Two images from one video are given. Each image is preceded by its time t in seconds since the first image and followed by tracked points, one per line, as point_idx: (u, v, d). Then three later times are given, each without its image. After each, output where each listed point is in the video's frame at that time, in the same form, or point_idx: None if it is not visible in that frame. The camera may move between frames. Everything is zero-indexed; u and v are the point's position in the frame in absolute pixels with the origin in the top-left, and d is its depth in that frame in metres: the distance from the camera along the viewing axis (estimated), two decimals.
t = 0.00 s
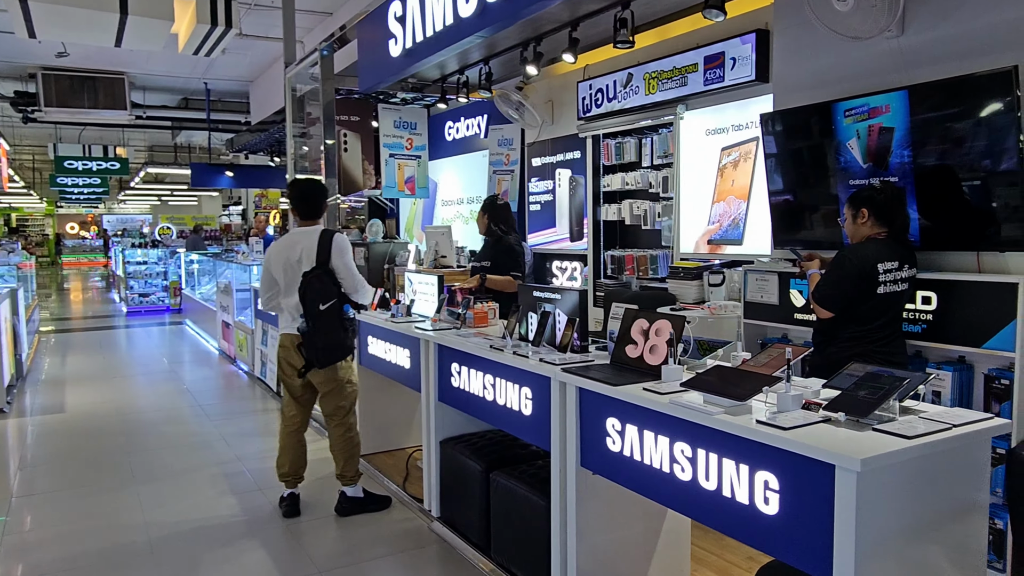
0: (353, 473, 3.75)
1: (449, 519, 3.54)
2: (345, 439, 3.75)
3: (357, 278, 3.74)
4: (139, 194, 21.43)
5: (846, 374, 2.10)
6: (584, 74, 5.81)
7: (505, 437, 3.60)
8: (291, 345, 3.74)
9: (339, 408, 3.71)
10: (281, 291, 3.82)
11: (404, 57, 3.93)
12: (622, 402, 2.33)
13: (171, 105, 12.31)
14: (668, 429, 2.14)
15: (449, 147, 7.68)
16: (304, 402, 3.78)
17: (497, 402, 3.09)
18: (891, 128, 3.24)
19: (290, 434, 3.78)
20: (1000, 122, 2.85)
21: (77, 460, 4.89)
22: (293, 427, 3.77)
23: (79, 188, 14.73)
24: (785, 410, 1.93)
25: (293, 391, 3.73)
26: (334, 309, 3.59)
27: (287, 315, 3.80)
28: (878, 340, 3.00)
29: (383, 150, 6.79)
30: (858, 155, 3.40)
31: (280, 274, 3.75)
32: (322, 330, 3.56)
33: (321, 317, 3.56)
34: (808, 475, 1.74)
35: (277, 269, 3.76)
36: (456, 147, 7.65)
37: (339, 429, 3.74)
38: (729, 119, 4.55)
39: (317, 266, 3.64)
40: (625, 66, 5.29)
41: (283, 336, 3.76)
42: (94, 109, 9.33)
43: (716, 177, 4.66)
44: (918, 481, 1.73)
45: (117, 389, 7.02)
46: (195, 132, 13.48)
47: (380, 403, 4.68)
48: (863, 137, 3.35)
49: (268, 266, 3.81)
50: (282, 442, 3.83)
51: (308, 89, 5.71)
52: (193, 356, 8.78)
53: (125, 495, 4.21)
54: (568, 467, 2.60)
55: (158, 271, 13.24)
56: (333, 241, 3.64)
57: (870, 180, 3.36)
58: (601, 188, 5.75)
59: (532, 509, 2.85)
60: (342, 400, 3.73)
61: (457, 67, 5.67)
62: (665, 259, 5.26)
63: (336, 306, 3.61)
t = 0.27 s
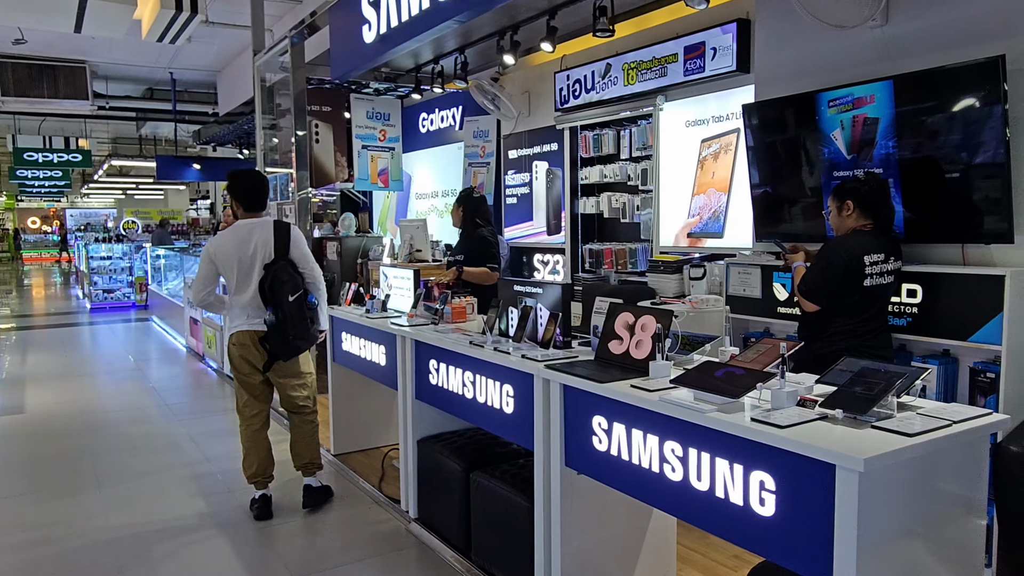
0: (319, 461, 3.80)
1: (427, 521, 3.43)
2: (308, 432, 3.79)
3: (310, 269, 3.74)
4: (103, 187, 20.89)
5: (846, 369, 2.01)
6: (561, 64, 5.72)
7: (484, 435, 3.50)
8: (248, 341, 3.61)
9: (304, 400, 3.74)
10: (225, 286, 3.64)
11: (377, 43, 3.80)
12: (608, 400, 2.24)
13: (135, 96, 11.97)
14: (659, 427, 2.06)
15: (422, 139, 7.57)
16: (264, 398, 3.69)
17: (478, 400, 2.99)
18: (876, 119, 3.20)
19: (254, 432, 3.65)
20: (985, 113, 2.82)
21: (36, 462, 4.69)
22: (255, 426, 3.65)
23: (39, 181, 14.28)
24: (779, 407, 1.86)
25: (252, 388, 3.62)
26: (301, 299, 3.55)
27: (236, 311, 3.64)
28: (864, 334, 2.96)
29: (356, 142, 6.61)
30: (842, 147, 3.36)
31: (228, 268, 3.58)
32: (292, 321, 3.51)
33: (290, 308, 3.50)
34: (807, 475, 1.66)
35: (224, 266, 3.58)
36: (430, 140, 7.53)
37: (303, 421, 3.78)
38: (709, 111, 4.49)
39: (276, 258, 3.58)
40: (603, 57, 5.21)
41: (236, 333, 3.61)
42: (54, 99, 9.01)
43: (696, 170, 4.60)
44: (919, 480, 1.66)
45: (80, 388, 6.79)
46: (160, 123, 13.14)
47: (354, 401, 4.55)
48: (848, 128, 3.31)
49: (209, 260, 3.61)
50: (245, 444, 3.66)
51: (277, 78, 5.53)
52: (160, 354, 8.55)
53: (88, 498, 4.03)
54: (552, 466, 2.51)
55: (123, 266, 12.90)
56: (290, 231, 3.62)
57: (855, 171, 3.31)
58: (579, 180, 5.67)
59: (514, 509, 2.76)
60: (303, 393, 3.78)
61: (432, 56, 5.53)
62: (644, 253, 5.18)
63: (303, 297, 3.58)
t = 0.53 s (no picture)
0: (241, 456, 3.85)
1: (402, 523, 3.31)
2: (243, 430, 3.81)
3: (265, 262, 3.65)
4: (63, 180, 20.30)
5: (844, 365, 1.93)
6: (536, 53, 5.61)
7: (461, 434, 3.39)
8: (209, 337, 3.44)
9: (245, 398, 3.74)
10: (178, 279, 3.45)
11: (347, 28, 3.66)
12: (594, 399, 2.14)
13: (96, 85, 11.58)
14: (648, 427, 1.96)
15: (393, 131, 7.42)
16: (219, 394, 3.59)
17: (455, 399, 2.87)
18: (860, 108, 3.13)
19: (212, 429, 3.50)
20: (971, 103, 2.76)
21: None
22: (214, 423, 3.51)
23: None
24: (776, 407, 1.78)
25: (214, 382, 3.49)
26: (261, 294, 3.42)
27: (189, 306, 3.44)
28: (850, 328, 2.90)
29: (325, 132, 6.43)
30: (826, 137, 3.30)
31: (182, 261, 3.40)
32: (255, 315, 3.40)
33: (252, 303, 3.38)
34: (807, 479, 1.58)
35: (179, 258, 3.39)
36: (402, 131, 7.38)
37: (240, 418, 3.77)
38: (688, 101, 4.41)
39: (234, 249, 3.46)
40: (579, 46, 5.10)
41: (194, 329, 3.43)
42: (9, 87, 8.66)
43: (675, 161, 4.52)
44: (923, 482, 1.59)
45: (37, 387, 6.53)
46: (121, 113, 12.74)
47: (325, 399, 4.40)
48: (832, 118, 3.25)
49: (161, 253, 3.42)
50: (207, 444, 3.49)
51: (243, 67, 5.32)
52: (122, 351, 8.28)
53: (43, 504, 3.83)
54: (534, 468, 2.41)
55: (84, 261, 12.52)
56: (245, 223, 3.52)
57: (838, 162, 3.25)
58: (554, 172, 5.57)
59: (493, 512, 2.65)
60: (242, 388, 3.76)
61: (403, 44, 5.37)
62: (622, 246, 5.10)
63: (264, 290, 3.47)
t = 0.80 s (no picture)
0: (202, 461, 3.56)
1: (376, 527, 3.19)
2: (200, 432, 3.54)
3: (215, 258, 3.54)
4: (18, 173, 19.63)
5: (842, 365, 1.87)
6: (510, 41, 5.49)
7: (437, 434, 3.27)
8: (155, 336, 3.27)
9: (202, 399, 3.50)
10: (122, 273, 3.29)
11: (314, 10, 3.51)
12: (580, 399, 2.04)
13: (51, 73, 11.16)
14: (639, 429, 1.87)
15: (363, 122, 7.30)
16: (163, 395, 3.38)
17: (431, 398, 2.75)
18: (844, 98, 3.08)
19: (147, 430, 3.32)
20: (956, 92, 2.72)
21: None
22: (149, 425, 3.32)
23: None
24: (773, 408, 1.69)
25: (157, 382, 3.29)
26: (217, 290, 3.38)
27: (133, 303, 3.27)
28: (836, 322, 2.84)
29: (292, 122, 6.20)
30: (809, 128, 3.24)
31: (125, 255, 3.23)
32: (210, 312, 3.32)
33: (209, 300, 3.33)
34: (810, 484, 1.50)
35: (123, 251, 3.23)
36: (372, 121, 7.22)
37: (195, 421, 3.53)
38: (666, 91, 4.32)
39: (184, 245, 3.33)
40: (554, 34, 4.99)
41: (139, 327, 3.25)
42: None
43: (652, 152, 4.44)
44: (928, 485, 1.52)
45: None
46: (78, 102, 12.31)
47: (294, 398, 4.25)
48: (815, 107, 3.19)
49: (101, 246, 3.29)
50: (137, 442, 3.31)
51: (205, 54, 5.10)
52: (81, 349, 7.99)
53: None
54: (516, 472, 2.30)
55: (41, 256, 12.09)
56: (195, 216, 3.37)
57: (821, 153, 3.20)
58: (528, 164, 5.46)
59: (473, 517, 2.55)
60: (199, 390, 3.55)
61: (373, 31, 5.20)
62: (598, 239, 4.99)
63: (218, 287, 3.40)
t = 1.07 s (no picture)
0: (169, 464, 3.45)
1: (352, 533, 3.07)
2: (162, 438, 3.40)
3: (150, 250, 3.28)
4: None
5: (843, 364, 1.80)
6: (483, 30, 5.37)
7: (415, 435, 3.17)
8: (90, 336, 3.13)
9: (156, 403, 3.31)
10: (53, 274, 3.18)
11: None
12: (570, 401, 1.96)
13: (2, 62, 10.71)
14: (633, 433, 1.79)
15: (331, 113, 7.15)
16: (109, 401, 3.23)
17: (410, 400, 2.64)
18: (829, 88, 3.03)
19: (91, 437, 3.17)
20: (943, 84, 2.68)
21: None
22: (93, 433, 3.17)
23: None
24: (774, 410, 1.62)
25: (92, 390, 3.13)
26: (133, 284, 3.11)
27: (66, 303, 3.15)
28: (822, 317, 2.80)
29: (258, 113, 6.02)
30: (792, 119, 3.19)
31: (47, 254, 3.10)
32: (122, 310, 3.07)
33: (120, 296, 3.07)
34: (817, 491, 1.43)
35: (48, 251, 3.10)
36: (341, 112, 7.06)
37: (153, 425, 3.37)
38: (644, 82, 4.24)
39: (100, 239, 3.09)
40: (529, 23, 4.88)
41: (73, 327, 3.12)
42: None
43: (630, 144, 4.36)
44: (936, 490, 1.46)
45: None
46: (32, 92, 11.85)
47: (263, 399, 4.10)
48: (799, 99, 3.14)
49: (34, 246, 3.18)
50: (77, 451, 3.16)
51: (166, 41, 4.88)
52: (38, 348, 7.69)
53: None
54: (501, 477, 2.21)
55: None
56: (116, 205, 3.12)
57: (805, 145, 3.15)
58: (503, 156, 5.36)
59: (456, 523, 2.45)
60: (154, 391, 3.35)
61: (342, 19, 5.04)
62: (576, 232, 4.93)
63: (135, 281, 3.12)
